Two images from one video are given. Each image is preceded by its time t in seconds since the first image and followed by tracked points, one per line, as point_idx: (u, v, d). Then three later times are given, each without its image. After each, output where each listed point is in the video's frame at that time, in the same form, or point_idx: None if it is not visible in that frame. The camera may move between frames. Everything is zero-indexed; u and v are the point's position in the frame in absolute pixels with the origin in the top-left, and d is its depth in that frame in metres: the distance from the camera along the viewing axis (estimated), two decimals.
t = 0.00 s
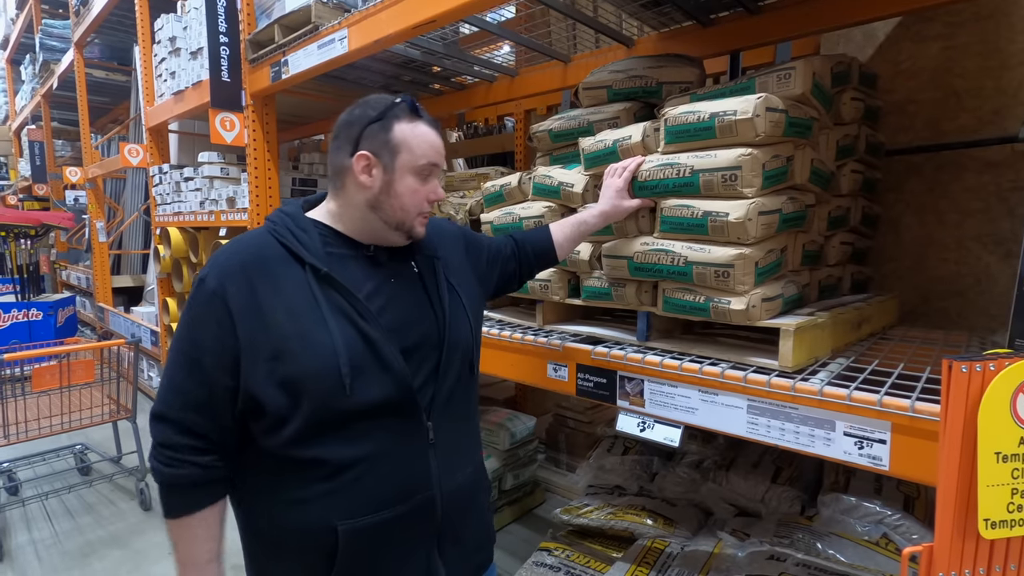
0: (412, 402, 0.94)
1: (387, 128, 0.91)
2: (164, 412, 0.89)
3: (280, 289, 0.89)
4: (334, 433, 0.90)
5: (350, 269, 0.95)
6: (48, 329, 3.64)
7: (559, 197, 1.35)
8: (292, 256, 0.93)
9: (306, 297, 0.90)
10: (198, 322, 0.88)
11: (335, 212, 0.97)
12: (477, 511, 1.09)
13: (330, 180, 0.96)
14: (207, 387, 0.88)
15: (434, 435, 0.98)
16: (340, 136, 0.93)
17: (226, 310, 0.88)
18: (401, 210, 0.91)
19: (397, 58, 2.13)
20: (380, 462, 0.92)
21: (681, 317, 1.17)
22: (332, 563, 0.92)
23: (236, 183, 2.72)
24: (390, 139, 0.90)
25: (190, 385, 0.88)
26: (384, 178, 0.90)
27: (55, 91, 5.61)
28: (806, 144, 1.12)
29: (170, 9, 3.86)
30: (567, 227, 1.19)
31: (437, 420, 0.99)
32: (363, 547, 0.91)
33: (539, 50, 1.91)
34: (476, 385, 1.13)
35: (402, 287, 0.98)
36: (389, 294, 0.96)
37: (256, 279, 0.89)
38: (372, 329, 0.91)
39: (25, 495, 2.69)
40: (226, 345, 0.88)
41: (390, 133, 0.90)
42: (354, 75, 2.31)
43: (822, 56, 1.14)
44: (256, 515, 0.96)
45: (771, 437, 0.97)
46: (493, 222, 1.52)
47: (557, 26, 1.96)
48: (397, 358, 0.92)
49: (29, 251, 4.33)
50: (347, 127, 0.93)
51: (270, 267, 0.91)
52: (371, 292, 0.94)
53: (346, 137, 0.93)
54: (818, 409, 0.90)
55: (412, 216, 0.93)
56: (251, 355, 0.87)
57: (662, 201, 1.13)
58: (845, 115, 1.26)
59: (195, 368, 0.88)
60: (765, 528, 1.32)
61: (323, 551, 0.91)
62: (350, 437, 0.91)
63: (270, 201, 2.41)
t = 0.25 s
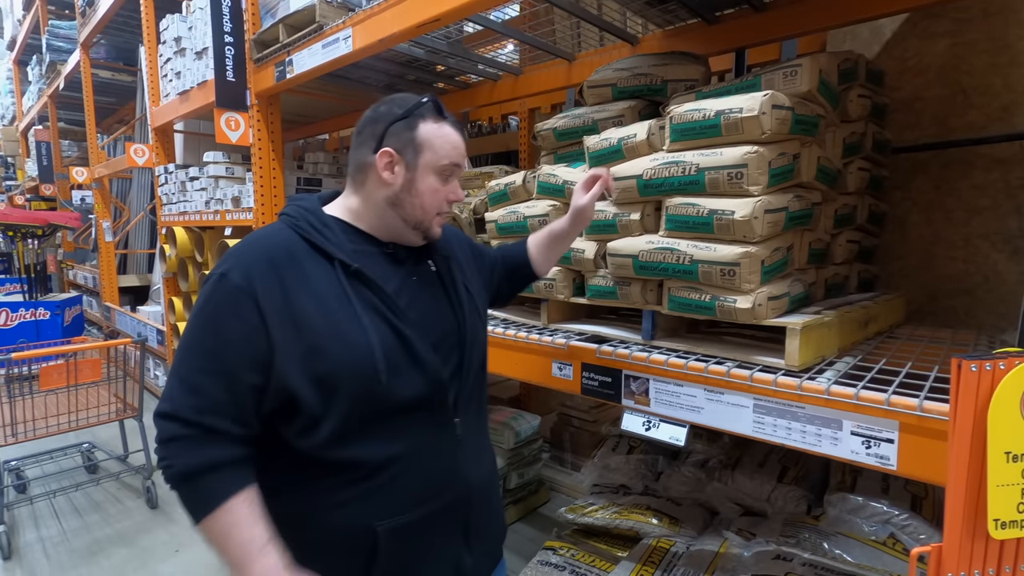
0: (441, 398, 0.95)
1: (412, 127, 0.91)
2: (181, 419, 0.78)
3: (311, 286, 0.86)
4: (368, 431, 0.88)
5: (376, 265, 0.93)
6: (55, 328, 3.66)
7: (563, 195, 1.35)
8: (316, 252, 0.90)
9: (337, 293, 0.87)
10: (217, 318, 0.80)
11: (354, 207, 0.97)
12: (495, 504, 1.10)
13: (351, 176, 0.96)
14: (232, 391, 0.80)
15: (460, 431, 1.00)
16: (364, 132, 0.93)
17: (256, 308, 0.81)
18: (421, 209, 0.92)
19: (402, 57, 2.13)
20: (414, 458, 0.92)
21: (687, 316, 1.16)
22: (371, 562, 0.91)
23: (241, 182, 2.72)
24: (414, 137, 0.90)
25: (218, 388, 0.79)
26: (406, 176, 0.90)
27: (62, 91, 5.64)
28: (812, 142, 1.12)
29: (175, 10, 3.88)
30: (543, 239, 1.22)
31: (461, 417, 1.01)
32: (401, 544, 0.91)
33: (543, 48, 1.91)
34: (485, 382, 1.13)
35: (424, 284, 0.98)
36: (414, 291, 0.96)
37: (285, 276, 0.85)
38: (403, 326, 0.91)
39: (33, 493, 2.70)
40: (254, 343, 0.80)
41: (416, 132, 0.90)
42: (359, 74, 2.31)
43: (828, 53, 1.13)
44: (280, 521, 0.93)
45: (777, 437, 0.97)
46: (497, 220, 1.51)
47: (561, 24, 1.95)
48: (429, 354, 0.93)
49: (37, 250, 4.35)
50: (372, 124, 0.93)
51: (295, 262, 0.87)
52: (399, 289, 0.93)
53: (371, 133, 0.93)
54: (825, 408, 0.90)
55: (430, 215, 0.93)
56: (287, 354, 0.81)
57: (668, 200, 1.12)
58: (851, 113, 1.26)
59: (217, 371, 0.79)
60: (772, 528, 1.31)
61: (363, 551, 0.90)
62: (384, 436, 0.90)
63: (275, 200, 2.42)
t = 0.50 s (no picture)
0: (469, 391, 0.94)
1: (426, 114, 0.89)
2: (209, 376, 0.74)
3: (342, 272, 0.85)
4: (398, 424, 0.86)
5: (406, 255, 0.93)
6: (70, 325, 3.71)
7: (572, 191, 1.34)
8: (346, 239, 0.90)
9: (367, 280, 0.87)
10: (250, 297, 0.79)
11: (378, 198, 0.97)
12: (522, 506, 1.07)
13: (376, 166, 0.96)
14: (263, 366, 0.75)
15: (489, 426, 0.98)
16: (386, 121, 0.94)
17: (288, 290, 0.81)
18: (434, 198, 0.89)
19: (410, 53, 2.13)
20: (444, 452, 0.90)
21: (697, 312, 1.15)
22: (400, 561, 0.88)
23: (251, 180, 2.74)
24: (425, 124, 0.88)
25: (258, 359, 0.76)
26: (418, 164, 0.88)
27: (75, 91, 5.71)
28: (825, 135, 1.10)
29: (185, 9, 3.90)
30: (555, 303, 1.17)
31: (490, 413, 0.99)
32: (430, 542, 0.88)
33: (552, 43, 1.90)
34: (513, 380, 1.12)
35: (453, 276, 0.98)
36: (443, 283, 0.95)
37: (317, 261, 0.85)
38: (432, 317, 0.90)
39: (50, 487, 2.75)
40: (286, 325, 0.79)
41: (428, 118, 0.88)
42: (367, 71, 2.32)
43: (842, 45, 1.12)
44: (303, 524, 0.88)
45: (789, 434, 0.96)
46: (506, 217, 1.51)
47: (571, 19, 1.94)
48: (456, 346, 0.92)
49: (52, 248, 4.42)
50: (394, 113, 0.93)
51: (327, 247, 0.86)
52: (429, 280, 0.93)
53: (392, 121, 0.92)
54: (838, 405, 0.89)
55: (443, 205, 0.90)
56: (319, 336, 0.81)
57: (678, 195, 1.11)
58: (866, 105, 1.24)
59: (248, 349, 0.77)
60: (783, 526, 1.30)
61: (393, 549, 0.87)
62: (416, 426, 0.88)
63: (285, 197, 2.43)
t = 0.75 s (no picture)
0: (502, 391, 0.92)
1: (426, 99, 0.92)
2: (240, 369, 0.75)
3: (380, 264, 0.86)
4: (427, 421, 0.85)
5: (444, 251, 0.93)
6: (92, 323, 3.78)
7: (585, 190, 1.33)
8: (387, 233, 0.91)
9: (404, 273, 0.87)
10: (289, 285, 0.81)
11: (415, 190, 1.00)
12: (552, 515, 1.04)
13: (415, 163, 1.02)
14: (292, 351, 0.76)
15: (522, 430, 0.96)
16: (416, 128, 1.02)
17: (321, 280, 0.82)
18: (434, 173, 0.89)
19: (424, 53, 2.13)
20: (472, 452, 0.88)
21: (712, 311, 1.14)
22: (423, 559, 0.86)
23: (267, 180, 2.77)
24: (424, 109, 0.92)
25: (283, 348, 0.75)
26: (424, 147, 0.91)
27: (98, 93, 5.82)
28: (843, 132, 1.08)
29: (203, 11, 3.96)
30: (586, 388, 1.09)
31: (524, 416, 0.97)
32: (453, 543, 0.86)
33: (565, 41, 1.89)
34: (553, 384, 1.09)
35: (490, 275, 0.97)
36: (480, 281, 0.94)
37: (356, 253, 0.85)
38: (467, 314, 0.89)
39: (72, 481, 2.80)
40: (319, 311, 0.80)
41: (426, 103, 0.91)
42: (381, 71, 2.33)
43: (861, 40, 1.09)
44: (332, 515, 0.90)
45: (805, 436, 0.94)
46: (518, 216, 1.51)
47: (585, 16, 1.93)
48: (490, 345, 0.91)
49: (75, 248, 4.51)
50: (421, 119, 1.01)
51: (367, 239, 0.88)
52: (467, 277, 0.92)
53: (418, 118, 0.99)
54: (856, 407, 0.87)
55: (444, 179, 0.88)
56: (353, 326, 0.81)
57: (692, 193, 1.10)
58: (886, 101, 1.22)
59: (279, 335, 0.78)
60: (799, 529, 1.28)
61: (415, 545, 0.86)
62: (447, 424, 0.86)
63: (299, 197, 2.45)
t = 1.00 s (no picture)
0: (508, 400, 0.89)
1: (455, 105, 0.91)
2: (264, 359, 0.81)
3: (394, 262, 0.87)
4: (429, 423, 0.86)
5: (460, 253, 0.92)
6: (107, 327, 3.83)
7: (592, 194, 1.33)
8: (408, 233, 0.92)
9: (416, 272, 0.87)
10: (310, 279, 0.85)
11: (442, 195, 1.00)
12: (560, 530, 1.00)
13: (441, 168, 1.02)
14: (308, 343, 0.80)
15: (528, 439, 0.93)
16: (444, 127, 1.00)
17: (341, 275, 0.85)
18: (464, 182, 0.88)
19: (432, 58, 2.14)
20: (471, 456, 0.87)
21: (720, 316, 1.13)
22: (412, 557, 0.87)
23: (279, 185, 2.80)
24: (453, 115, 0.90)
25: (302, 339, 0.80)
26: (454, 154, 0.90)
27: (114, 101, 5.91)
28: (853, 134, 1.07)
29: (217, 20, 4.01)
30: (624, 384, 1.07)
31: (531, 425, 0.94)
32: (444, 545, 0.86)
33: (573, 45, 1.89)
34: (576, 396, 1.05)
35: (507, 279, 0.95)
36: (495, 284, 0.93)
37: (373, 251, 0.87)
38: (476, 319, 0.88)
39: (87, 483, 2.84)
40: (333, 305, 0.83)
41: (456, 108, 0.90)
42: (391, 77, 2.34)
43: (871, 41, 1.08)
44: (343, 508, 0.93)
45: (816, 442, 0.93)
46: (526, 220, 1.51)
47: (593, 21, 1.93)
48: (497, 350, 0.89)
49: (91, 253, 4.58)
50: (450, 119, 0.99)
51: (386, 237, 0.89)
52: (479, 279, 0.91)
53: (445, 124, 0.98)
54: (868, 413, 0.86)
55: (474, 189, 0.88)
56: (364, 322, 0.83)
57: (700, 197, 1.09)
58: (897, 103, 1.20)
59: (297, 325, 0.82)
60: (811, 536, 1.26)
61: (407, 541, 0.86)
62: (448, 425, 0.86)
63: (310, 202, 2.47)
